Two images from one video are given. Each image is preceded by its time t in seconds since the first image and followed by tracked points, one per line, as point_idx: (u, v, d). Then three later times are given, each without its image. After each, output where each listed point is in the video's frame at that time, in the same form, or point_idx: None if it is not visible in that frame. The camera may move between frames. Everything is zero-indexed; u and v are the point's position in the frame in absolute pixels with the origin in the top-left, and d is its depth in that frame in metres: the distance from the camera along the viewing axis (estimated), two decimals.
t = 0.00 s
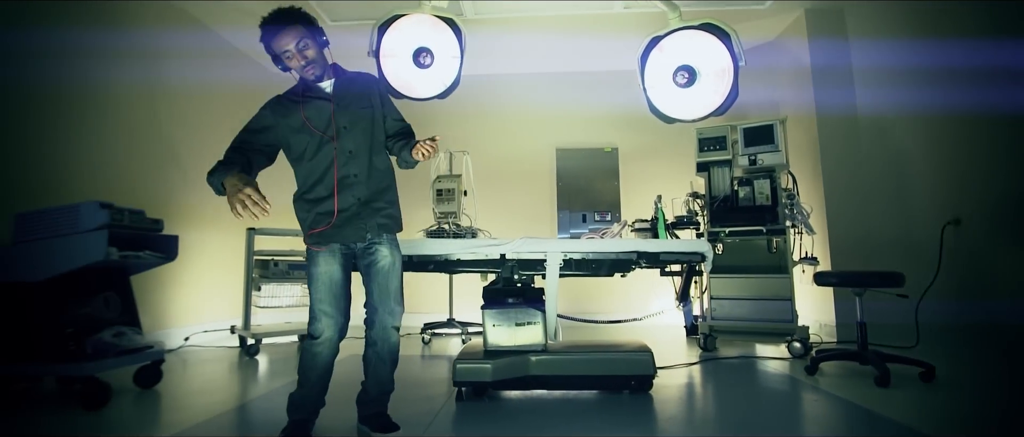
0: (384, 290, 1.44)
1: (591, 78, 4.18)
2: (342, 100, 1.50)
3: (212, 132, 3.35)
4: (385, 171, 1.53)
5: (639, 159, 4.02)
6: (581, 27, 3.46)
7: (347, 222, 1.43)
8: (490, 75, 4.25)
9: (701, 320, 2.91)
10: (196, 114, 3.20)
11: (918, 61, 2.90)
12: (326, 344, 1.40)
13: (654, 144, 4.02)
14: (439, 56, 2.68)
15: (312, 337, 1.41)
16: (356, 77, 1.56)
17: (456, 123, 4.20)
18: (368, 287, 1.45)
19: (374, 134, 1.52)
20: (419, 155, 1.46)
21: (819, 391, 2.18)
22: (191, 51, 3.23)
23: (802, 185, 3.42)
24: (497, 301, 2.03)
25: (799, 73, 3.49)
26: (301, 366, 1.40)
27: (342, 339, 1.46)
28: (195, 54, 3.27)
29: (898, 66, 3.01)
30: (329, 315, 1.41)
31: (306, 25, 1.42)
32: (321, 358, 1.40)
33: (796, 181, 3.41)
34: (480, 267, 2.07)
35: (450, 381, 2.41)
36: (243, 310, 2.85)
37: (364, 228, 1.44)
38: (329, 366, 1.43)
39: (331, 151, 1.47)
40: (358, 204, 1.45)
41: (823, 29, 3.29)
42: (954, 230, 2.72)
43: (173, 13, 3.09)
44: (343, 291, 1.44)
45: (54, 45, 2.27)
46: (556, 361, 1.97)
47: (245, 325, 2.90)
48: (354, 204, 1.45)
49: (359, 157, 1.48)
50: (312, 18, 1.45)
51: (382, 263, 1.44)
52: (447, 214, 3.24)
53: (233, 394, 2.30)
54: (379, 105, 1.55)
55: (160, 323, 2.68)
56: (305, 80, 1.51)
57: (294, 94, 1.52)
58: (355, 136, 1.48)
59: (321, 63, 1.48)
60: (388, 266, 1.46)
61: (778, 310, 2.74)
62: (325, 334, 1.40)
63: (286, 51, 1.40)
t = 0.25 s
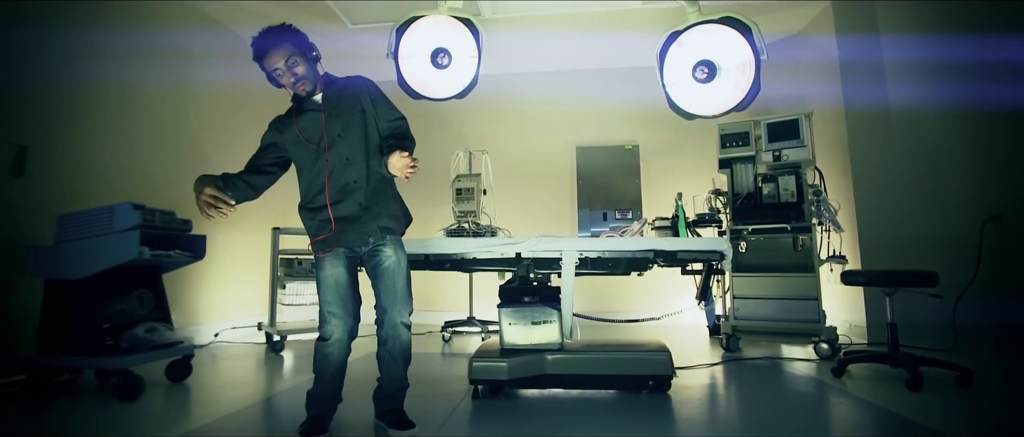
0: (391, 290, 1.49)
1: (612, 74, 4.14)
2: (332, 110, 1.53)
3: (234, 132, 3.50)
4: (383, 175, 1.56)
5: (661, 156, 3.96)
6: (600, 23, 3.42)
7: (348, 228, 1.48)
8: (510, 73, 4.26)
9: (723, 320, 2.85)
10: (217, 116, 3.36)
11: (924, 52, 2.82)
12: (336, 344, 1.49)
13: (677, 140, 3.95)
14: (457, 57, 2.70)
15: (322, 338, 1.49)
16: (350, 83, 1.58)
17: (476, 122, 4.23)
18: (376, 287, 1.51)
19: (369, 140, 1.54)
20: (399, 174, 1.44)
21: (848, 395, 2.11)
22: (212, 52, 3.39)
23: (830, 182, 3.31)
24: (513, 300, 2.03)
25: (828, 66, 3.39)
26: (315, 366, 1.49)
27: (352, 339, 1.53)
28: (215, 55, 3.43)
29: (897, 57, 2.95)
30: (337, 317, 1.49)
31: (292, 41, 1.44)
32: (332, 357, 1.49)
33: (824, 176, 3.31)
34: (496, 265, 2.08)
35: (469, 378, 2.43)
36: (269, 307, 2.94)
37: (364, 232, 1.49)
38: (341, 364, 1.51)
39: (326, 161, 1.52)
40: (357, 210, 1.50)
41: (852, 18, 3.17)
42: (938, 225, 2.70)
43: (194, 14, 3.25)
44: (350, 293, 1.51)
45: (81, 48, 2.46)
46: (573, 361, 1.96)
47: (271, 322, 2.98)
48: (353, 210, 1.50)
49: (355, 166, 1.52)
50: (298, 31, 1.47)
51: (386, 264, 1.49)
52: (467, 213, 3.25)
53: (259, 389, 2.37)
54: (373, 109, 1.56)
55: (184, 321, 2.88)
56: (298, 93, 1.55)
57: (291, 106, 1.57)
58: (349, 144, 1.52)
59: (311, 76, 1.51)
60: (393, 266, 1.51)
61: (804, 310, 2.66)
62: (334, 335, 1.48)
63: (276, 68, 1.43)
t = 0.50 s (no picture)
0: (402, 283, 1.53)
1: (629, 71, 4.10)
2: (329, 122, 1.58)
3: (247, 129, 3.62)
4: (382, 182, 1.58)
5: (680, 152, 3.90)
6: (615, 19, 3.38)
7: (350, 232, 1.53)
8: (526, 72, 4.25)
9: (743, 319, 2.80)
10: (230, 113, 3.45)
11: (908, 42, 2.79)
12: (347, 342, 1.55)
13: (696, 137, 3.88)
14: (471, 57, 2.72)
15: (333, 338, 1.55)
16: (350, 96, 1.63)
17: (493, 121, 4.25)
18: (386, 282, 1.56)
19: (366, 149, 1.58)
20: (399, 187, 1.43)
21: (876, 399, 2.05)
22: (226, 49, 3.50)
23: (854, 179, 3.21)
24: (526, 299, 2.04)
25: (848, 61, 3.27)
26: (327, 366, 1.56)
27: (363, 338, 1.59)
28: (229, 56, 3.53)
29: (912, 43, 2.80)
30: (346, 317, 1.55)
31: (289, 55, 1.50)
32: (344, 355, 1.54)
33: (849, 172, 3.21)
34: (509, 263, 2.09)
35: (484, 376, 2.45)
36: (290, 305, 3.01)
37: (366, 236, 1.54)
38: (353, 363, 1.57)
39: (323, 171, 1.57)
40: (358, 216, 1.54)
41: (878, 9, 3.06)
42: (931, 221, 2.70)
43: (213, 21, 3.39)
44: (358, 294, 1.58)
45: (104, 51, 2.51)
46: (586, 360, 1.95)
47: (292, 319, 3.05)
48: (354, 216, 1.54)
49: (351, 176, 1.56)
50: (295, 45, 1.52)
51: (393, 260, 1.53)
52: (483, 212, 3.25)
53: (280, 384, 2.43)
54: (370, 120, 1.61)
55: (209, 317, 2.98)
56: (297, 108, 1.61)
57: (290, 120, 1.63)
58: (345, 154, 1.57)
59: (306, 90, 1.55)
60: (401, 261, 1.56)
61: (827, 310, 2.59)
62: (344, 335, 1.54)
63: (271, 81, 1.49)
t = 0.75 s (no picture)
0: (419, 272, 1.55)
1: (643, 68, 4.06)
2: (331, 131, 1.62)
3: (263, 129, 3.70)
4: (385, 188, 1.61)
5: (696, 150, 3.85)
6: (629, 16, 3.35)
7: (357, 236, 1.56)
8: (539, 70, 4.25)
9: (759, 319, 2.75)
10: (245, 113, 3.52)
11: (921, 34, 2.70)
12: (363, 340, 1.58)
13: (712, 134, 3.82)
14: (483, 57, 2.74)
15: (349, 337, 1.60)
16: (349, 103, 1.66)
17: (507, 120, 4.26)
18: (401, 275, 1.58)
19: (367, 155, 1.62)
20: (403, 196, 1.51)
21: (900, 401, 1.99)
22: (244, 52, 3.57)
23: (874, 175, 3.13)
24: (537, 297, 2.04)
25: (869, 54, 3.19)
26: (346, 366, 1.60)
27: (379, 336, 1.63)
28: (243, 57, 3.59)
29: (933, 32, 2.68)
30: (362, 316, 1.59)
31: (293, 66, 1.54)
32: (361, 353, 1.58)
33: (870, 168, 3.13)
34: (520, 262, 2.11)
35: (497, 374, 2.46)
36: (308, 303, 3.06)
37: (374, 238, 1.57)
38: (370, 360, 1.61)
39: (326, 181, 1.61)
40: (364, 221, 1.57)
41: None
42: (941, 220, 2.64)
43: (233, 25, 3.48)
44: (372, 293, 1.61)
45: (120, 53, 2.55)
46: (597, 359, 1.95)
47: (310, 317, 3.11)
48: (360, 222, 1.57)
49: (353, 184, 1.60)
50: (298, 56, 1.57)
51: (405, 254, 1.55)
52: (497, 211, 3.25)
53: (297, 380, 2.48)
54: (370, 127, 1.64)
55: (231, 314, 3.09)
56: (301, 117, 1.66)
57: (293, 129, 1.68)
58: (347, 163, 1.61)
59: (308, 99, 1.60)
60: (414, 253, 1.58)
61: (846, 310, 2.53)
62: (360, 334, 1.58)
63: (274, 91, 1.54)
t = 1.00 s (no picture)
0: (430, 265, 1.57)
1: (655, 64, 4.02)
2: (332, 141, 1.63)
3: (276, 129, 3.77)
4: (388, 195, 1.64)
5: (708, 148, 3.81)
6: (638, 13, 3.33)
7: (363, 238, 1.60)
8: (550, 68, 4.25)
9: (772, 319, 2.71)
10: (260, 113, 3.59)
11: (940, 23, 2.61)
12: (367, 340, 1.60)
13: (725, 131, 3.77)
14: (492, 56, 2.74)
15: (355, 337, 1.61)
16: (350, 113, 1.67)
17: (518, 119, 4.27)
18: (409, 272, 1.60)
19: (368, 165, 1.63)
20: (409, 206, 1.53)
21: (916, 403, 1.95)
22: (259, 54, 3.63)
23: (892, 172, 3.05)
24: (545, 295, 2.04)
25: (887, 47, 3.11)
26: (352, 364, 1.61)
27: (383, 335, 1.64)
28: (259, 58, 3.64)
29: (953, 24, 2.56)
30: (366, 316, 1.60)
31: (298, 75, 1.60)
32: (367, 352, 1.60)
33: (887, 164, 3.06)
34: (528, 261, 2.11)
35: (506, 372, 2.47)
36: (321, 301, 3.11)
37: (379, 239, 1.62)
38: (375, 358, 1.62)
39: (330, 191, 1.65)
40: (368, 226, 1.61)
41: None
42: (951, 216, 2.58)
43: (250, 28, 3.54)
44: (377, 293, 1.62)
45: (129, 55, 2.60)
46: (606, 358, 1.94)
47: (323, 314, 3.15)
48: (364, 225, 1.61)
49: (357, 192, 1.63)
50: (303, 63, 1.62)
51: (413, 252, 1.58)
52: (508, 210, 3.25)
53: (311, 376, 2.52)
54: (371, 138, 1.64)
55: (244, 312, 3.16)
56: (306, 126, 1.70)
57: (297, 138, 1.70)
58: (347, 175, 1.62)
59: (312, 106, 1.64)
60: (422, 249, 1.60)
61: (862, 310, 2.48)
62: (365, 333, 1.60)
63: (280, 98, 1.59)
